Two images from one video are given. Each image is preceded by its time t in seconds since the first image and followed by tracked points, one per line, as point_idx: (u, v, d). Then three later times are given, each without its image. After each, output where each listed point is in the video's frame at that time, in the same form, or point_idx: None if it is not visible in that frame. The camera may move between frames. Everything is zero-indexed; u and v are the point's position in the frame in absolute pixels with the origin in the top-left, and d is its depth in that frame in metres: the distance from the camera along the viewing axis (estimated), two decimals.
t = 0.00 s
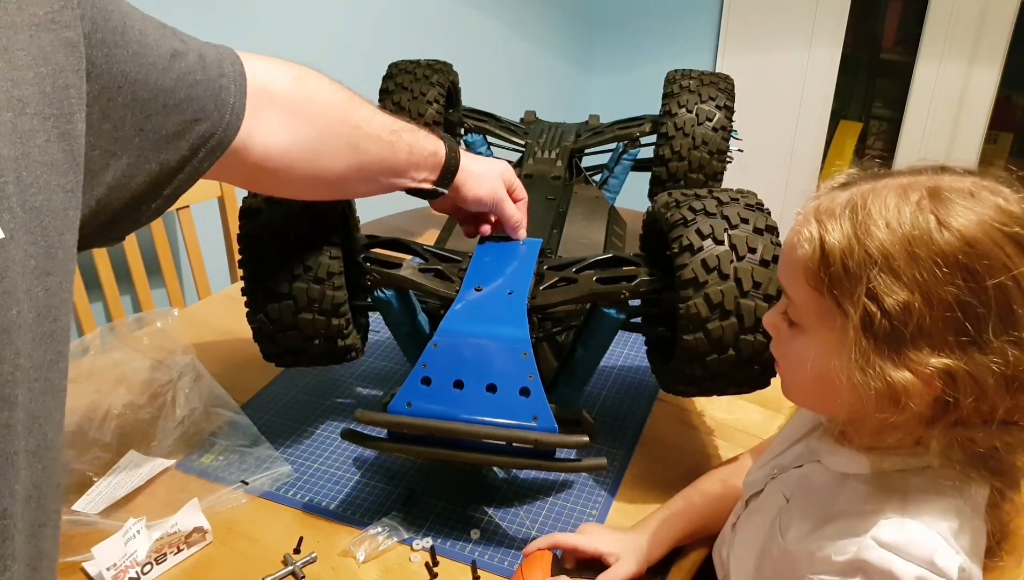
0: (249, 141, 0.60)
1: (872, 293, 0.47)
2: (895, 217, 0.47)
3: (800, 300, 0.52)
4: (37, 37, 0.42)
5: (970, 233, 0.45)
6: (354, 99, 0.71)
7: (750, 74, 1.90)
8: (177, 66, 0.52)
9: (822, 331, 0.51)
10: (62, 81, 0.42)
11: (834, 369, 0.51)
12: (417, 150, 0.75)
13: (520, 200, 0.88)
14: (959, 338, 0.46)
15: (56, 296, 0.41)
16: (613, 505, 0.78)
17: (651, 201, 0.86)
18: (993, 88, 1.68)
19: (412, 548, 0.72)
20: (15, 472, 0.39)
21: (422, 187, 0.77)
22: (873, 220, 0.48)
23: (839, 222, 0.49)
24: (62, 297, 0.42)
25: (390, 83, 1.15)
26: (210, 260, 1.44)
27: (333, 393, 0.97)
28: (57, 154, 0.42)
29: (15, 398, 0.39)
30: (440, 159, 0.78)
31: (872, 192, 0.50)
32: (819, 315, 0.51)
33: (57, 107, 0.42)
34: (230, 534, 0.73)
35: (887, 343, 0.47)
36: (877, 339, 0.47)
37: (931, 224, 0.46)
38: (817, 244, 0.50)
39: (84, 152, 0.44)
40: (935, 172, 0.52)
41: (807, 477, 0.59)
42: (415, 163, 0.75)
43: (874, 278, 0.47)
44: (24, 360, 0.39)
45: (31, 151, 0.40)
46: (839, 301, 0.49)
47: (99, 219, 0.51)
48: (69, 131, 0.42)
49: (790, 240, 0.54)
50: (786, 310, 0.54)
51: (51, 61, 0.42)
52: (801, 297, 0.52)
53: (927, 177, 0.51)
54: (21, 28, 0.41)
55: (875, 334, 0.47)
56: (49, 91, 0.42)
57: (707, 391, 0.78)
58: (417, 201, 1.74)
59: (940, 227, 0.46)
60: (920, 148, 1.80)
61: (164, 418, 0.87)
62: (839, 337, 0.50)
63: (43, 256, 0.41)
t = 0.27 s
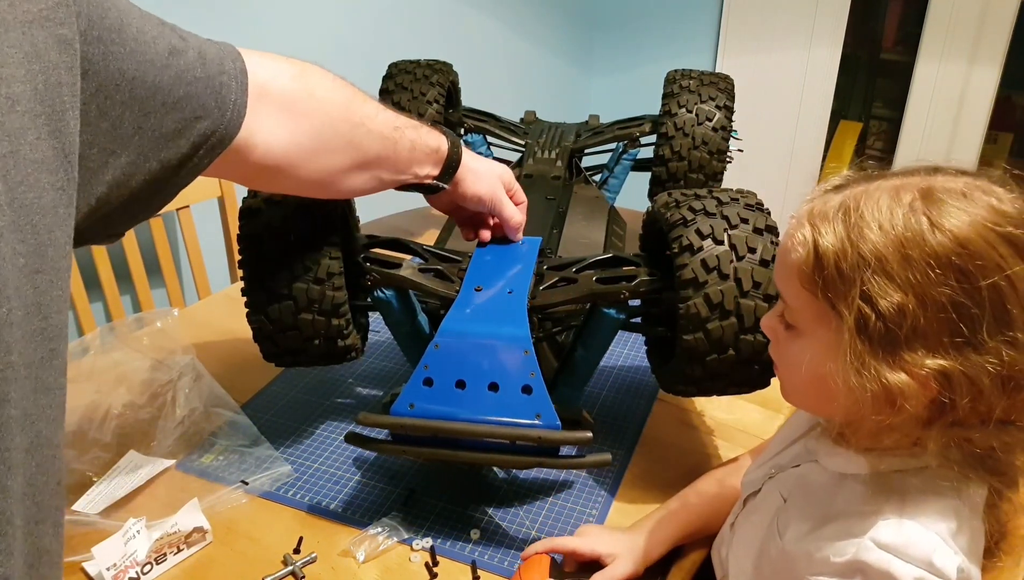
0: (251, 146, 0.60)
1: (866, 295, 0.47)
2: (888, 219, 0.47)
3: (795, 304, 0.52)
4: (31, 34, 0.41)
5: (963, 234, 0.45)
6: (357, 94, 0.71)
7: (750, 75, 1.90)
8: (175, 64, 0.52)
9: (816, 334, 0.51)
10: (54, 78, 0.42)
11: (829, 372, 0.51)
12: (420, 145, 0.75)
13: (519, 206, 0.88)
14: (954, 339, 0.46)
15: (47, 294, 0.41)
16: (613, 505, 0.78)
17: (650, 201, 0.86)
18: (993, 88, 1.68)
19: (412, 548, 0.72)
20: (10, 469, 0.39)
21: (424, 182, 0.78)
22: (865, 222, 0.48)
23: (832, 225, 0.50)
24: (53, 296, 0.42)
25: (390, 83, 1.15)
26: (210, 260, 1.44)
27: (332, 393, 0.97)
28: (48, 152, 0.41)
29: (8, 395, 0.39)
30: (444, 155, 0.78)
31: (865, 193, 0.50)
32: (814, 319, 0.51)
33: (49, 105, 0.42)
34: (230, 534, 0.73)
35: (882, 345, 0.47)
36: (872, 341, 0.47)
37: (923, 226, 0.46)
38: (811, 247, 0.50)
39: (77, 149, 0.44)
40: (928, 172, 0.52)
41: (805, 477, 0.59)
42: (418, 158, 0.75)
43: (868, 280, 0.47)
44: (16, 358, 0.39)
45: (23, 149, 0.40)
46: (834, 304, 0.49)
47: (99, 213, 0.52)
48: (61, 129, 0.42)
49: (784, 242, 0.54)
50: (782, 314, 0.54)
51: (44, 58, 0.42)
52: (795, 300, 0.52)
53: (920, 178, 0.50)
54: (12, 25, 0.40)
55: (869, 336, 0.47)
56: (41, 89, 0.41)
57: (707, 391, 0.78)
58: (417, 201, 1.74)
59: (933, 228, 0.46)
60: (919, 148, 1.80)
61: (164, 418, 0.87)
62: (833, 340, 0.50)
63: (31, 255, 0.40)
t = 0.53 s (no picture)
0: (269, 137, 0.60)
1: (865, 298, 0.47)
2: (888, 221, 0.47)
3: (795, 307, 0.53)
4: (46, 35, 0.41)
5: (962, 237, 0.45)
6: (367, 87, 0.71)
7: (750, 74, 1.90)
8: (190, 62, 0.52)
9: (815, 336, 0.51)
10: (69, 79, 0.42)
11: (828, 374, 0.51)
12: (433, 137, 0.75)
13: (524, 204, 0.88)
14: (953, 342, 0.46)
15: (59, 297, 0.42)
16: (613, 505, 0.78)
17: (651, 201, 0.86)
18: (993, 88, 1.68)
19: (412, 548, 0.72)
20: (18, 472, 0.39)
21: (435, 174, 0.78)
22: (864, 224, 0.48)
23: (831, 227, 0.50)
24: (66, 298, 0.42)
25: (391, 83, 1.15)
26: (210, 261, 1.44)
27: (332, 393, 0.97)
28: (64, 153, 0.42)
29: (20, 398, 0.39)
30: (455, 147, 0.78)
31: (865, 195, 0.50)
32: (813, 322, 0.51)
33: (65, 107, 0.42)
34: (230, 534, 0.73)
35: (881, 348, 0.47)
36: (870, 345, 0.48)
37: (923, 228, 0.46)
38: (810, 250, 0.50)
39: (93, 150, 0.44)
40: (927, 174, 0.52)
41: (804, 478, 0.60)
42: (430, 148, 0.75)
43: (867, 283, 0.47)
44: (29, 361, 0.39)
45: (38, 150, 0.40)
46: (833, 307, 0.49)
47: (117, 212, 0.52)
48: (77, 130, 0.42)
49: (784, 244, 0.54)
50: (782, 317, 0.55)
51: (59, 59, 0.42)
52: (795, 302, 0.52)
53: (921, 181, 0.50)
54: (29, 26, 0.41)
55: (868, 339, 0.48)
56: (56, 90, 0.42)
57: (707, 391, 0.78)
58: (417, 201, 1.74)
59: (933, 231, 0.46)
60: (919, 148, 1.80)
61: (164, 418, 0.87)
62: (833, 343, 0.50)
63: (49, 255, 0.41)
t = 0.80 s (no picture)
0: (287, 125, 0.59)
1: (872, 309, 0.47)
2: (890, 228, 0.47)
3: (798, 320, 0.52)
4: (59, 32, 0.42)
5: (965, 242, 0.45)
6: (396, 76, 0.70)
7: (750, 74, 1.90)
8: (207, 54, 0.52)
9: (821, 348, 0.51)
10: (80, 75, 0.42)
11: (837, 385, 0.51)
12: (460, 128, 0.73)
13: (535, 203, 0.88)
14: (963, 348, 0.46)
15: (66, 294, 0.41)
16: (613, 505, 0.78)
17: (651, 201, 0.86)
18: (992, 88, 1.68)
19: (412, 548, 0.72)
20: (25, 469, 0.39)
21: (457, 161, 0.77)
22: (866, 233, 0.48)
23: (831, 236, 0.49)
24: (74, 296, 0.42)
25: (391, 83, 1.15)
26: (210, 261, 1.44)
27: (332, 393, 0.97)
28: (72, 149, 0.42)
29: (26, 395, 0.39)
30: (483, 139, 0.77)
31: (861, 203, 0.50)
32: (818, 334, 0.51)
33: (75, 102, 0.42)
34: (230, 534, 0.73)
35: (891, 359, 0.47)
36: (881, 355, 0.47)
37: (926, 234, 0.46)
38: (811, 261, 0.50)
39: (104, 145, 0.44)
40: (918, 177, 0.53)
41: (802, 479, 0.61)
42: (456, 140, 0.73)
43: (873, 293, 0.47)
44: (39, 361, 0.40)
45: (49, 146, 0.41)
46: (840, 319, 0.49)
47: (134, 206, 0.53)
48: (87, 126, 0.43)
49: (780, 256, 0.54)
50: (784, 330, 0.54)
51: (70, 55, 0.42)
52: (797, 315, 0.52)
53: (915, 185, 0.51)
54: (40, 22, 0.41)
55: (878, 350, 0.47)
56: (67, 86, 0.42)
57: (707, 391, 0.78)
58: (417, 201, 1.74)
59: (936, 237, 0.46)
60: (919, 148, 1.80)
61: (164, 418, 0.87)
62: (840, 355, 0.50)
63: (59, 251, 0.41)
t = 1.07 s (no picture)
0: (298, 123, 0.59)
1: (875, 319, 0.47)
2: (890, 236, 0.47)
3: (797, 331, 0.52)
4: (68, 29, 0.42)
5: (966, 246, 0.45)
6: (422, 80, 0.69)
7: (750, 74, 1.90)
8: (221, 55, 0.51)
9: (822, 358, 0.51)
10: (85, 71, 0.42)
11: (840, 394, 0.51)
12: (480, 137, 0.72)
13: (542, 210, 0.86)
14: (968, 353, 0.46)
15: (59, 294, 0.42)
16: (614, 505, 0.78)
17: (651, 201, 0.86)
18: (992, 88, 1.68)
19: (412, 548, 0.72)
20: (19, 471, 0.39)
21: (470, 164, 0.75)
22: (865, 241, 0.48)
23: (829, 245, 0.49)
24: (68, 296, 0.42)
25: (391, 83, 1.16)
26: (210, 261, 1.44)
27: (332, 393, 0.97)
28: (72, 148, 0.42)
29: (22, 396, 0.39)
30: (504, 146, 0.75)
31: (858, 210, 0.50)
32: (819, 344, 0.51)
33: (78, 100, 0.42)
34: (230, 534, 0.73)
35: (895, 368, 0.47)
36: (885, 365, 0.47)
37: (926, 240, 0.46)
38: (810, 271, 0.50)
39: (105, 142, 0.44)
40: (910, 181, 0.53)
41: (799, 486, 0.61)
42: (472, 146, 0.72)
43: (875, 303, 0.47)
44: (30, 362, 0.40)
45: (46, 144, 0.41)
46: (842, 329, 0.49)
47: (141, 209, 0.53)
48: (89, 124, 0.43)
49: (777, 265, 0.54)
50: (783, 341, 0.54)
51: (76, 51, 0.42)
52: (796, 326, 0.52)
53: (909, 190, 0.51)
54: (44, 18, 0.41)
55: (883, 359, 0.47)
56: (71, 83, 0.42)
57: (707, 392, 0.78)
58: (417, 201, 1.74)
59: (937, 243, 0.46)
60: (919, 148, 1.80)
61: (164, 418, 0.87)
62: (842, 365, 0.50)
63: (50, 251, 0.41)
